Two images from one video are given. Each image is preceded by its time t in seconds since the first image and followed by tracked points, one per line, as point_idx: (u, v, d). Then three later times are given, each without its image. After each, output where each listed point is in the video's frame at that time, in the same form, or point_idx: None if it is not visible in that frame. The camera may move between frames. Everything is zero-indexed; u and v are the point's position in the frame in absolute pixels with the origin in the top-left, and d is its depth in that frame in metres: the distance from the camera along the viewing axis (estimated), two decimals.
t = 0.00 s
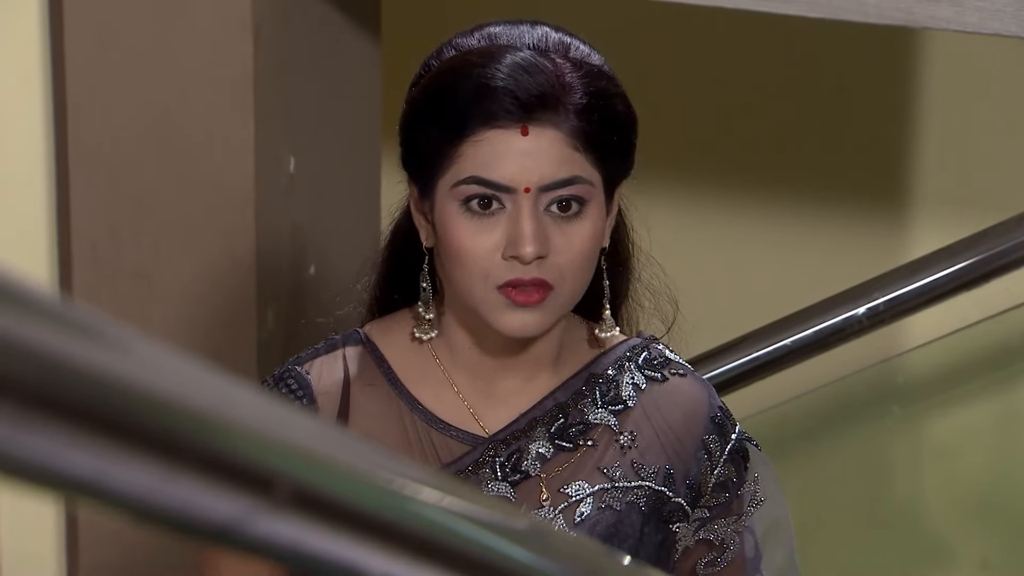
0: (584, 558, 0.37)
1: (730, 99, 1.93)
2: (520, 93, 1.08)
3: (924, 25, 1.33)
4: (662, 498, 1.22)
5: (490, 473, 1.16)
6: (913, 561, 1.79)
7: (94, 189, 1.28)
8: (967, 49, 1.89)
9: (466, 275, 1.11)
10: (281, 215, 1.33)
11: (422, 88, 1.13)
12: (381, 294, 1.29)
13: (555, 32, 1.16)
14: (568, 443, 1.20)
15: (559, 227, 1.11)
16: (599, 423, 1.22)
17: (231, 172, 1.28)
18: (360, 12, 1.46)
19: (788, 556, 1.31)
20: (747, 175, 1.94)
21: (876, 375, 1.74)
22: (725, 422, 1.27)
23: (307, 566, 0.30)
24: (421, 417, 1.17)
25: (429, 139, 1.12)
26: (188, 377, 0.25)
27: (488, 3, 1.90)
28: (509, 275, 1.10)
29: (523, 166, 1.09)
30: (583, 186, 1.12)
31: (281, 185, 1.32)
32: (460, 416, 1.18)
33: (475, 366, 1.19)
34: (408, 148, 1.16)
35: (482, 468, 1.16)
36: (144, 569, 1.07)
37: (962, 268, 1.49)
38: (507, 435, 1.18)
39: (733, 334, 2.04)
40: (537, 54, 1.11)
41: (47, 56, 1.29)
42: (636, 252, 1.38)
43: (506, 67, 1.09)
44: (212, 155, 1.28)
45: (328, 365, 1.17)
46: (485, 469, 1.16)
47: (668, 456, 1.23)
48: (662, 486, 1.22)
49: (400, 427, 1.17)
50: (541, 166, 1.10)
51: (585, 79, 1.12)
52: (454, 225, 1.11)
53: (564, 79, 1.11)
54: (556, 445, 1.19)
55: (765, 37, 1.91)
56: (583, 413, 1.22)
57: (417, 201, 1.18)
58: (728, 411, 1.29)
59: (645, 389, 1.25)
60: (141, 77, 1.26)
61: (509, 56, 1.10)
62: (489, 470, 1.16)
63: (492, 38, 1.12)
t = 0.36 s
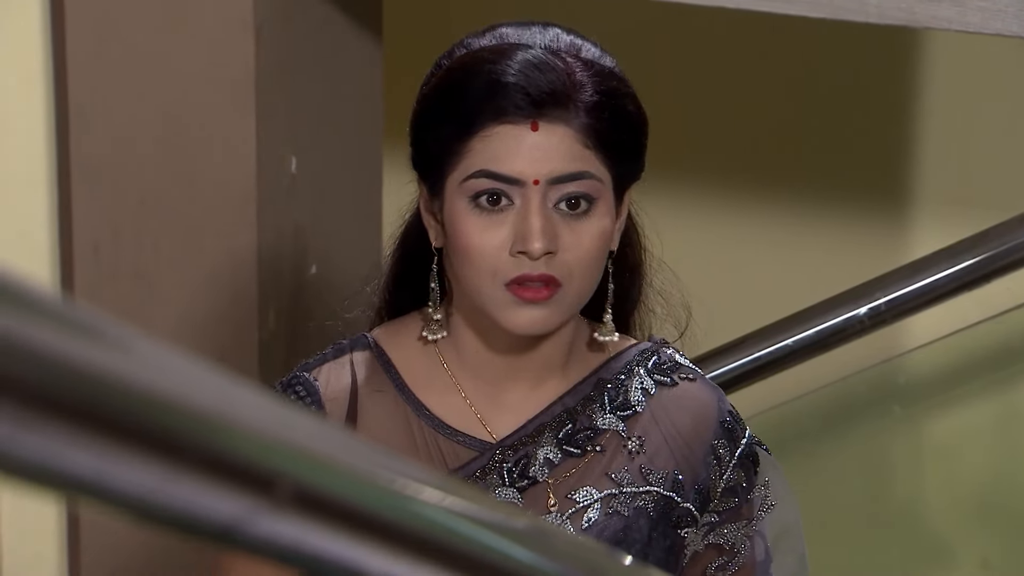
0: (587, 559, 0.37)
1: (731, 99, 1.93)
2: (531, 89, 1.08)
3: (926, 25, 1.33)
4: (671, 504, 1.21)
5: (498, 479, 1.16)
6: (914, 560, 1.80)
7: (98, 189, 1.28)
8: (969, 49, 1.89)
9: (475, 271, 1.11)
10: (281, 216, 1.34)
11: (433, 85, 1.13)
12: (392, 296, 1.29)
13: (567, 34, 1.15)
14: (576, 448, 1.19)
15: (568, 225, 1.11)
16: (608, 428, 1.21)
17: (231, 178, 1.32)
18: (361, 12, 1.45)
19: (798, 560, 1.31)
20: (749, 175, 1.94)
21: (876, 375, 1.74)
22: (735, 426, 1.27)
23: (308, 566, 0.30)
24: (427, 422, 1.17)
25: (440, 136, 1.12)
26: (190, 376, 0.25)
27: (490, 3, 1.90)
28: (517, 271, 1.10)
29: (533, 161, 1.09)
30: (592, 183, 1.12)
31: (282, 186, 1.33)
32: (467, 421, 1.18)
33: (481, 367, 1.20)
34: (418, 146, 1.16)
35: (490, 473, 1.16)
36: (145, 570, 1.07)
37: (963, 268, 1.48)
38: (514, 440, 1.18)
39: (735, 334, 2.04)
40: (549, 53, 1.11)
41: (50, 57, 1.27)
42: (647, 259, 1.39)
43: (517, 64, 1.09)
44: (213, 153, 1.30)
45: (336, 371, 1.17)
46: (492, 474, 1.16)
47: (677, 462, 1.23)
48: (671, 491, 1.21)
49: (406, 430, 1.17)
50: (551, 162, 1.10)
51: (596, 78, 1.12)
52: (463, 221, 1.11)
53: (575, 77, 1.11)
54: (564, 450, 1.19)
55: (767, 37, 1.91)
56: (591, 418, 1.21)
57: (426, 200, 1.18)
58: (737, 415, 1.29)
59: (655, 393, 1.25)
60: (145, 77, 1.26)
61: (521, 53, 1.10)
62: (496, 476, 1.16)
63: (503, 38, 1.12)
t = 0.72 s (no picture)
0: (589, 558, 0.37)
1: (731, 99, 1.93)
2: (560, 91, 1.08)
3: (927, 25, 1.33)
4: (681, 508, 1.21)
5: (508, 484, 1.16)
6: (914, 560, 1.80)
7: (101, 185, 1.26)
8: (970, 49, 1.89)
9: (493, 271, 1.11)
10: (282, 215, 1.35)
11: (460, 83, 1.13)
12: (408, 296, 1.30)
13: (596, 41, 1.15)
14: (587, 454, 1.19)
15: (587, 229, 1.11)
16: (618, 433, 1.21)
17: (233, 179, 1.32)
18: (360, 12, 1.46)
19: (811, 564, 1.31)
20: (750, 175, 1.94)
21: (876, 376, 1.74)
22: (745, 431, 1.27)
23: (309, 566, 0.30)
24: (437, 427, 1.16)
25: (464, 134, 1.12)
26: (190, 380, 0.25)
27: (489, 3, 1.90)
28: (534, 272, 1.10)
29: (557, 163, 1.09)
30: (613, 190, 1.12)
31: (282, 186, 1.35)
32: (477, 426, 1.18)
33: (494, 370, 1.20)
34: (440, 143, 1.16)
35: (500, 478, 1.16)
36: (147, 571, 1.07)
37: (965, 268, 1.48)
38: (525, 446, 1.18)
39: (735, 334, 2.04)
40: (578, 57, 1.11)
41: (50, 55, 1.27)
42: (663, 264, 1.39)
43: (547, 66, 1.10)
44: (213, 153, 1.31)
45: (346, 376, 1.16)
46: (502, 479, 1.16)
47: (687, 467, 1.23)
48: (681, 495, 1.22)
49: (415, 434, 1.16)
50: (575, 165, 1.10)
51: (623, 85, 1.12)
52: (484, 220, 1.11)
53: (603, 83, 1.11)
54: (574, 455, 1.19)
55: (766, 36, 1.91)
56: (602, 423, 1.21)
57: (445, 198, 1.18)
58: (749, 419, 1.29)
59: (666, 398, 1.25)
60: (144, 76, 1.25)
61: (551, 55, 1.10)
62: (506, 480, 1.16)
63: (533, 40, 1.12)
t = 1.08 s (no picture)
0: (591, 556, 0.37)
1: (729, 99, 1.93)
2: (574, 91, 1.09)
3: (926, 25, 1.33)
4: (693, 512, 1.21)
5: (521, 487, 1.16)
6: (914, 560, 1.80)
7: (96, 186, 1.29)
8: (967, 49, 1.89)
9: (519, 277, 1.10)
10: (281, 215, 1.33)
11: (467, 92, 1.13)
12: (418, 299, 1.30)
13: (597, 38, 1.16)
14: (599, 457, 1.20)
15: (613, 228, 1.11)
16: (631, 437, 1.22)
17: (232, 176, 1.29)
18: (360, 11, 1.46)
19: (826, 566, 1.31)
20: (750, 175, 1.94)
21: (874, 375, 1.74)
22: (760, 434, 1.27)
23: (308, 564, 0.30)
24: (451, 431, 1.17)
25: (477, 141, 1.12)
26: (189, 380, 0.25)
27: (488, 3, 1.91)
28: (563, 274, 1.09)
29: (578, 165, 1.09)
30: (634, 188, 1.12)
31: (281, 186, 1.32)
32: (491, 429, 1.18)
33: (513, 374, 1.19)
34: (452, 152, 1.16)
35: (513, 481, 1.16)
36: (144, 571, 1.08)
37: (963, 267, 1.48)
38: (538, 449, 1.18)
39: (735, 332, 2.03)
40: (584, 56, 1.12)
41: (48, 55, 1.29)
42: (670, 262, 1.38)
43: (557, 67, 1.10)
44: (213, 153, 1.28)
45: (360, 379, 1.16)
46: (515, 482, 1.16)
47: (700, 470, 1.24)
48: (694, 499, 1.22)
49: (427, 437, 1.17)
50: (595, 166, 1.10)
51: (631, 82, 1.13)
52: (506, 227, 1.11)
53: (612, 80, 1.12)
54: (587, 459, 1.19)
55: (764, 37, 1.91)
56: (615, 427, 1.22)
57: (459, 207, 1.18)
58: (764, 422, 1.30)
59: (680, 400, 1.25)
60: (142, 77, 1.26)
61: (560, 56, 1.11)
62: (519, 484, 1.16)
63: (536, 42, 1.13)
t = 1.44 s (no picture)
0: (582, 556, 0.36)
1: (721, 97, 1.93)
2: (575, 90, 1.09)
3: (920, 24, 1.33)
4: (699, 507, 1.22)
5: (527, 481, 1.17)
6: (909, 559, 1.81)
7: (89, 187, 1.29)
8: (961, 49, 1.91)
9: (522, 277, 1.10)
10: (276, 214, 1.32)
11: (468, 91, 1.13)
12: (425, 299, 1.30)
13: (597, 34, 1.16)
14: (606, 452, 1.20)
15: (615, 226, 1.11)
16: (639, 431, 1.22)
17: (228, 171, 1.27)
18: (352, 11, 1.47)
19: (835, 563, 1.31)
20: (747, 174, 1.93)
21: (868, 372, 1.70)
22: (768, 430, 1.26)
23: (300, 565, 0.28)
24: (458, 424, 1.17)
25: (478, 140, 1.12)
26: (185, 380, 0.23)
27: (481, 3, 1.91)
28: (566, 273, 1.09)
29: (579, 164, 1.09)
30: (637, 186, 1.12)
31: (275, 183, 1.32)
32: (498, 424, 1.18)
33: (518, 369, 1.19)
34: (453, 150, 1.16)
35: (519, 476, 1.17)
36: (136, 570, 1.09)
37: (954, 268, 1.49)
38: (545, 443, 1.18)
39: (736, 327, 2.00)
40: (585, 54, 1.13)
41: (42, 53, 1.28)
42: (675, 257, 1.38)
43: (558, 66, 1.10)
44: (210, 154, 1.27)
45: (367, 373, 1.17)
46: (521, 476, 1.17)
47: (708, 466, 1.24)
48: (700, 494, 1.22)
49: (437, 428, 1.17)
50: (597, 165, 1.10)
51: (633, 79, 1.13)
52: (509, 226, 1.11)
53: (613, 78, 1.12)
54: (594, 453, 1.20)
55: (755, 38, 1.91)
56: (623, 421, 1.22)
57: (461, 204, 1.18)
58: (771, 418, 1.28)
59: (687, 396, 1.24)
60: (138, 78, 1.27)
61: (561, 55, 1.11)
62: (526, 478, 1.17)
63: (537, 40, 1.13)
